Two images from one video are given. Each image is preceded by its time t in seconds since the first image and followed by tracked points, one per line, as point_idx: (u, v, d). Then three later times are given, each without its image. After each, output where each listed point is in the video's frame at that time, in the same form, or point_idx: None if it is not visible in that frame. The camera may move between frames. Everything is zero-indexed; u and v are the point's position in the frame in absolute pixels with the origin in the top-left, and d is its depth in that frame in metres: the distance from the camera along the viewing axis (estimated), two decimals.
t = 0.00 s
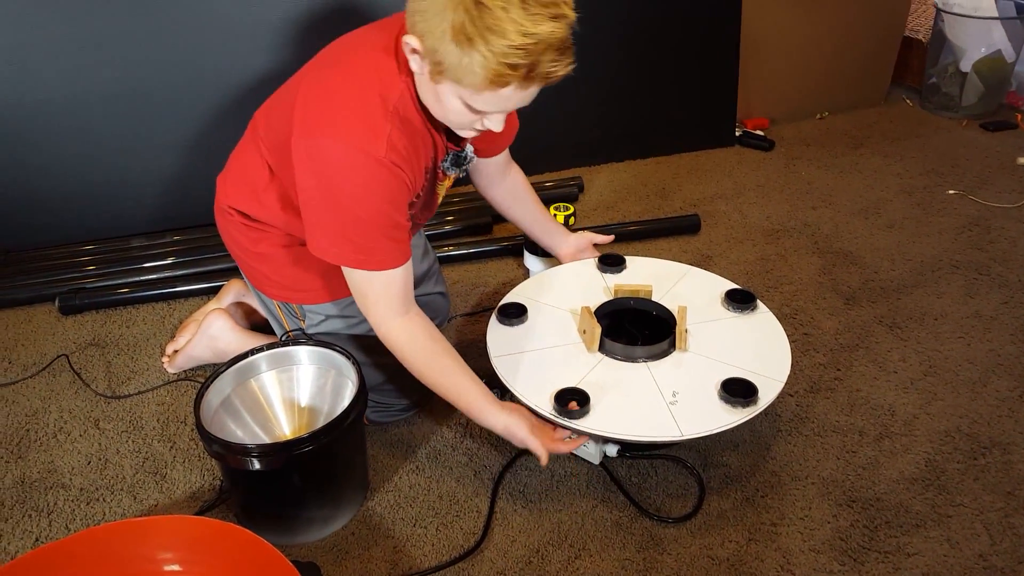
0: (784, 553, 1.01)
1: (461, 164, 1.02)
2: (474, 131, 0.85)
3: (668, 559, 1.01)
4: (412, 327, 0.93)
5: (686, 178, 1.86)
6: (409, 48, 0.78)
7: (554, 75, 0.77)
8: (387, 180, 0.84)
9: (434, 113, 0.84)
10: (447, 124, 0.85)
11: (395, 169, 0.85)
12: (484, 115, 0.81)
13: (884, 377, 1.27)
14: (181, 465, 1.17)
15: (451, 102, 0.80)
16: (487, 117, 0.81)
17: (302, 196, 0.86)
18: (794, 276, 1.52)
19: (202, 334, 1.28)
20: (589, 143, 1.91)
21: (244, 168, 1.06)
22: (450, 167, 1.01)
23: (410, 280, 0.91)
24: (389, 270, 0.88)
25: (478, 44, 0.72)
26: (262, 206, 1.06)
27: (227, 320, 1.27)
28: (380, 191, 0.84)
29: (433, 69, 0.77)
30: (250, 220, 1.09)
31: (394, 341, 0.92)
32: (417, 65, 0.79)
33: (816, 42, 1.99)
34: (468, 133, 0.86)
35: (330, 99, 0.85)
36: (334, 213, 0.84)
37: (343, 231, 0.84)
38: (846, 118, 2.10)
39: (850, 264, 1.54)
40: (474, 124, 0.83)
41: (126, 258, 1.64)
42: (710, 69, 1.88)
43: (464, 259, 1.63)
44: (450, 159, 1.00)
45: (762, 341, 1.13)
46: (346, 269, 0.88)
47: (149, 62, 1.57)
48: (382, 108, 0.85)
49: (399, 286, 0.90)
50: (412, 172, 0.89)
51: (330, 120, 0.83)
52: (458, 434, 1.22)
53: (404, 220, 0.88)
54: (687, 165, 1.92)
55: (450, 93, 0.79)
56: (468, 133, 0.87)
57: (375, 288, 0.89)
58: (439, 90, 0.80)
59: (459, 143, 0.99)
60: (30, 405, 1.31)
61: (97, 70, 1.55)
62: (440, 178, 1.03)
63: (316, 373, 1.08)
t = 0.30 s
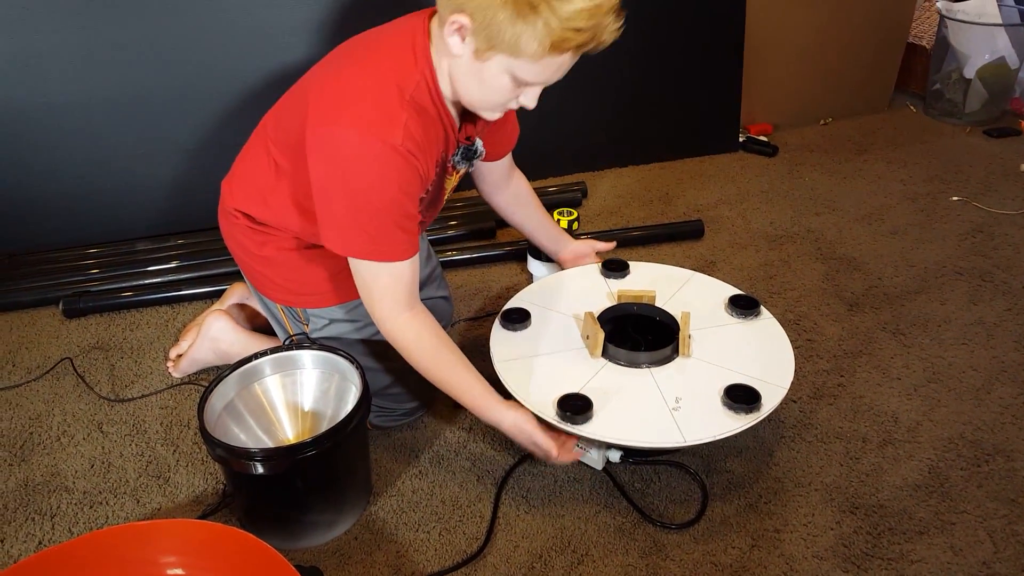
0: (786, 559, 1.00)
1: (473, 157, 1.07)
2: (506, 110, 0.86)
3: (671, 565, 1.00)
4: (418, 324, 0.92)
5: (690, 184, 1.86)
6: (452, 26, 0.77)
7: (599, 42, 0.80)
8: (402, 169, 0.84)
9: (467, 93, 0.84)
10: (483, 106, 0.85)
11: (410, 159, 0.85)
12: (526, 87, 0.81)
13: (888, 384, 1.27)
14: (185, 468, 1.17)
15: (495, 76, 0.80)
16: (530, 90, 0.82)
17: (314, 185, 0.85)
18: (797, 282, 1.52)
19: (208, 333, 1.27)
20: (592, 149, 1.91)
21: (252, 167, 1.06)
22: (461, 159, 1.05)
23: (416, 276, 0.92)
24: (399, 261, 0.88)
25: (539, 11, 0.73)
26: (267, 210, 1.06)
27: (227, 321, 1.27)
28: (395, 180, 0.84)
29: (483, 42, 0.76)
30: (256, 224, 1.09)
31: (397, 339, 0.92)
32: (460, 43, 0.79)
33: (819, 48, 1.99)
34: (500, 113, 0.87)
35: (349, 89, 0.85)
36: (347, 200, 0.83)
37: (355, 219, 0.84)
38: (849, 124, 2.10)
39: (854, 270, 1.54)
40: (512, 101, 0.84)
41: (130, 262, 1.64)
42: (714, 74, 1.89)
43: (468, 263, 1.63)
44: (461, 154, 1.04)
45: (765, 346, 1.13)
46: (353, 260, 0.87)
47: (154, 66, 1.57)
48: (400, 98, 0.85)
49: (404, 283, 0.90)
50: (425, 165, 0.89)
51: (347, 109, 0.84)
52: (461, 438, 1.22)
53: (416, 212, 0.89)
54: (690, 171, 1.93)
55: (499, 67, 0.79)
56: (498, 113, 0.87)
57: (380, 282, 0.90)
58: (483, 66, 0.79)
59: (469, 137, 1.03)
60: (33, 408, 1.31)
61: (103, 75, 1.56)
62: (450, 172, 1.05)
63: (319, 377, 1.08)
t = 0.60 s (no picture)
0: (786, 562, 1.01)
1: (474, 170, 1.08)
2: (518, 119, 0.89)
3: (672, 568, 1.00)
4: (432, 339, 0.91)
5: (690, 187, 1.86)
6: (470, 39, 0.80)
7: (606, 44, 0.84)
8: (420, 175, 0.85)
9: (484, 103, 0.87)
10: (498, 117, 0.87)
11: (427, 166, 0.87)
12: (540, 92, 0.84)
13: (888, 387, 1.27)
14: (184, 472, 1.17)
15: (511, 83, 0.83)
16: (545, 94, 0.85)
17: (333, 193, 0.86)
18: (797, 285, 1.52)
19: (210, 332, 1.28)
20: (592, 152, 1.91)
21: (252, 176, 1.06)
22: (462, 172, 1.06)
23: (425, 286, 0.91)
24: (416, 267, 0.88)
25: (556, 14, 0.76)
26: (265, 217, 1.06)
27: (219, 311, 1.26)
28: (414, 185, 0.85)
29: (501, 49, 0.79)
30: (254, 231, 1.09)
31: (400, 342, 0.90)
32: (477, 54, 0.82)
33: (819, 52, 2.00)
34: (512, 123, 0.89)
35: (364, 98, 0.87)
36: (367, 206, 0.84)
37: (375, 225, 0.84)
38: (849, 127, 2.11)
39: (853, 273, 1.54)
40: (528, 108, 0.86)
41: (130, 265, 1.65)
42: (714, 78, 1.89)
43: (468, 266, 1.63)
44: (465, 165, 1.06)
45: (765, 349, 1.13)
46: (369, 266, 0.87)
47: (154, 69, 1.57)
48: (416, 107, 0.87)
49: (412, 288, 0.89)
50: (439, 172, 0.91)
51: (366, 117, 0.85)
52: (461, 442, 1.22)
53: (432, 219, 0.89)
54: (690, 174, 1.93)
55: (516, 73, 0.82)
56: (509, 124, 0.89)
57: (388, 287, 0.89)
58: (500, 74, 0.82)
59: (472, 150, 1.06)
60: (33, 412, 1.31)
61: (104, 79, 1.56)
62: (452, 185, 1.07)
63: (320, 380, 1.08)
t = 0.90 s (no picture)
0: (785, 564, 1.01)
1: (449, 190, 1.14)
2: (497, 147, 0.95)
3: (671, 570, 1.00)
4: (430, 353, 0.94)
5: (690, 189, 1.86)
6: (467, 80, 0.85)
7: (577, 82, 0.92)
8: (407, 198, 0.88)
9: (466, 132, 0.91)
10: (483, 147, 0.92)
11: (412, 187, 0.89)
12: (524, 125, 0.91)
13: (886, 389, 1.28)
14: (183, 474, 1.17)
15: (504, 120, 0.88)
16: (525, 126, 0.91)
17: (326, 219, 0.87)
18: (796, 287, 1.52)
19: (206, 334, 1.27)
20: (592, 153, 1.91)
21: (229, 196, 1.05)
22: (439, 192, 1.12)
23: (421, 301, 0.94)
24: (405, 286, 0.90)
25: (549, 59, 0.83)
26: (242, 234, 1.05)
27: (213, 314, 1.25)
28: (403, 207, 0.87)
29: (498, 92, 0.85)
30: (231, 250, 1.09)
31: (403, 361, 0.94)
32: (472, 93, 0.86)
33: (818, 54, 2.00)
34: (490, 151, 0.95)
35: (349, 122, 0.88)
36: (357, 229, 0.86)
37: (365, 247, 0.87)
38: (847, 130, 2.11)
39: (853, 275, 1.54)
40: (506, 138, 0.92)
41: (129, 266, 1.64)
42: (713, 80, 1.89)
43: (468, 268, 1.63)
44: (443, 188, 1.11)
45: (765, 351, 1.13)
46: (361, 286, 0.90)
47: (154, 70, 1.57)
48: (400, 130, 0.90)
49: (411, 307, 0.93)
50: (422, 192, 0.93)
51: (354, 144, 0.87)
52: (460, 444, 1.22)
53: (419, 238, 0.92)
54: (689, 176, 1.93)
55: (507, 111, 0.87)
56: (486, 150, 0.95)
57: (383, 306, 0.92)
58: (492, 112, 0.87)
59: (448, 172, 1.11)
60: (32, 413, 1.31)
61: (103, 80, 1.56)
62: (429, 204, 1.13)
63: (319, 382, 1.08)
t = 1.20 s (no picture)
0: (786, 567, 1.00)
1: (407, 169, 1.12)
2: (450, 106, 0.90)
3: (671, 572, 1.00)
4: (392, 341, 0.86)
5: (690, 190, 1.86)
6: (409, 52, 0.79)
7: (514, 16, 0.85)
8: (355, 174, 0.83)
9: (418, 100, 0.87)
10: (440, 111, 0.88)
11: (360, 164, 0.85)
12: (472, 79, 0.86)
13: (887, 391, 1.27)
14: (183, 475, 1.17)
15: (451, 83, 0.83)
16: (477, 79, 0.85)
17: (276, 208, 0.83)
18: (796, 289, 1.52)
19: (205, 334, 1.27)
20: (593, 155, 1.91)
21: (196, 218, 1.04)
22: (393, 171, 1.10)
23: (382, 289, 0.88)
24: (361, 268, 0.84)
25: (480, 9, 0.76)
26: (211, 253, 1.04)
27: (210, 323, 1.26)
28: (351, 183, 0.83)
29: (443, 59, 0.79)
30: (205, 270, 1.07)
31: (366, 350, 0.86)
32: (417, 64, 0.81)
33: (819, 56, 2.00)
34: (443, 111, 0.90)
35: (288, 108, 0.86)
36: (305, 210, 0.81)
37: (315, 230, 0.81)
38: (849, 131, 2.11)
39: (853, 277, 1.54)
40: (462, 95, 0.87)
41: (130, 266, 1.65)
42: (714, 81, 1.89)
43: (469, 269, 1.63)
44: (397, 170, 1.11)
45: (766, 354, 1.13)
46: (312, 273, 0.84)
47: (155, 70, 1.57)
48: (343, 109, 0.87)
49: (372, 294, 0.86)
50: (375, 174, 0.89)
51: (294, 128, 0.83)
52: (460, 445, 1.22)
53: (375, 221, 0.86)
54: (690, 177, 1.93)
55: (455, 75, 0.82)
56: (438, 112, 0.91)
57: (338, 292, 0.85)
58: (441, 78, 0.82)
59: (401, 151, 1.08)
60: (32, 413, 1.31)
61: (104, 80, 1.56)
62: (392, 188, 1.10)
63: (319, 383, 1.08)
